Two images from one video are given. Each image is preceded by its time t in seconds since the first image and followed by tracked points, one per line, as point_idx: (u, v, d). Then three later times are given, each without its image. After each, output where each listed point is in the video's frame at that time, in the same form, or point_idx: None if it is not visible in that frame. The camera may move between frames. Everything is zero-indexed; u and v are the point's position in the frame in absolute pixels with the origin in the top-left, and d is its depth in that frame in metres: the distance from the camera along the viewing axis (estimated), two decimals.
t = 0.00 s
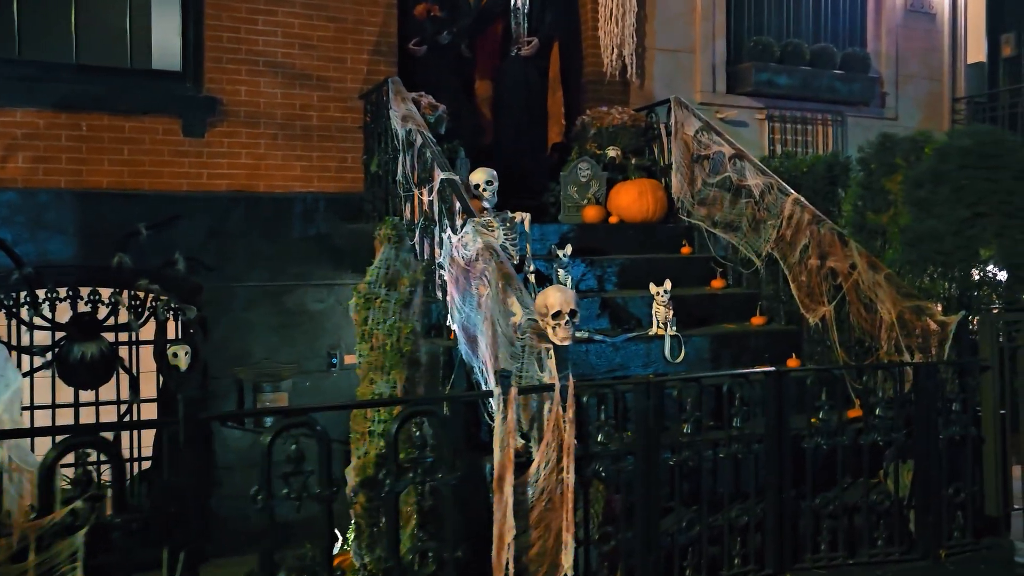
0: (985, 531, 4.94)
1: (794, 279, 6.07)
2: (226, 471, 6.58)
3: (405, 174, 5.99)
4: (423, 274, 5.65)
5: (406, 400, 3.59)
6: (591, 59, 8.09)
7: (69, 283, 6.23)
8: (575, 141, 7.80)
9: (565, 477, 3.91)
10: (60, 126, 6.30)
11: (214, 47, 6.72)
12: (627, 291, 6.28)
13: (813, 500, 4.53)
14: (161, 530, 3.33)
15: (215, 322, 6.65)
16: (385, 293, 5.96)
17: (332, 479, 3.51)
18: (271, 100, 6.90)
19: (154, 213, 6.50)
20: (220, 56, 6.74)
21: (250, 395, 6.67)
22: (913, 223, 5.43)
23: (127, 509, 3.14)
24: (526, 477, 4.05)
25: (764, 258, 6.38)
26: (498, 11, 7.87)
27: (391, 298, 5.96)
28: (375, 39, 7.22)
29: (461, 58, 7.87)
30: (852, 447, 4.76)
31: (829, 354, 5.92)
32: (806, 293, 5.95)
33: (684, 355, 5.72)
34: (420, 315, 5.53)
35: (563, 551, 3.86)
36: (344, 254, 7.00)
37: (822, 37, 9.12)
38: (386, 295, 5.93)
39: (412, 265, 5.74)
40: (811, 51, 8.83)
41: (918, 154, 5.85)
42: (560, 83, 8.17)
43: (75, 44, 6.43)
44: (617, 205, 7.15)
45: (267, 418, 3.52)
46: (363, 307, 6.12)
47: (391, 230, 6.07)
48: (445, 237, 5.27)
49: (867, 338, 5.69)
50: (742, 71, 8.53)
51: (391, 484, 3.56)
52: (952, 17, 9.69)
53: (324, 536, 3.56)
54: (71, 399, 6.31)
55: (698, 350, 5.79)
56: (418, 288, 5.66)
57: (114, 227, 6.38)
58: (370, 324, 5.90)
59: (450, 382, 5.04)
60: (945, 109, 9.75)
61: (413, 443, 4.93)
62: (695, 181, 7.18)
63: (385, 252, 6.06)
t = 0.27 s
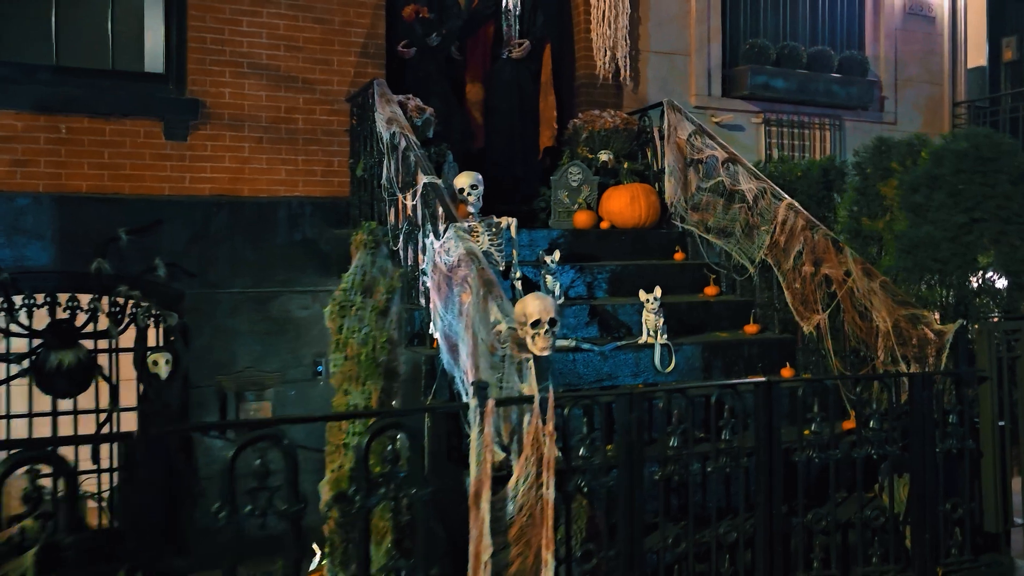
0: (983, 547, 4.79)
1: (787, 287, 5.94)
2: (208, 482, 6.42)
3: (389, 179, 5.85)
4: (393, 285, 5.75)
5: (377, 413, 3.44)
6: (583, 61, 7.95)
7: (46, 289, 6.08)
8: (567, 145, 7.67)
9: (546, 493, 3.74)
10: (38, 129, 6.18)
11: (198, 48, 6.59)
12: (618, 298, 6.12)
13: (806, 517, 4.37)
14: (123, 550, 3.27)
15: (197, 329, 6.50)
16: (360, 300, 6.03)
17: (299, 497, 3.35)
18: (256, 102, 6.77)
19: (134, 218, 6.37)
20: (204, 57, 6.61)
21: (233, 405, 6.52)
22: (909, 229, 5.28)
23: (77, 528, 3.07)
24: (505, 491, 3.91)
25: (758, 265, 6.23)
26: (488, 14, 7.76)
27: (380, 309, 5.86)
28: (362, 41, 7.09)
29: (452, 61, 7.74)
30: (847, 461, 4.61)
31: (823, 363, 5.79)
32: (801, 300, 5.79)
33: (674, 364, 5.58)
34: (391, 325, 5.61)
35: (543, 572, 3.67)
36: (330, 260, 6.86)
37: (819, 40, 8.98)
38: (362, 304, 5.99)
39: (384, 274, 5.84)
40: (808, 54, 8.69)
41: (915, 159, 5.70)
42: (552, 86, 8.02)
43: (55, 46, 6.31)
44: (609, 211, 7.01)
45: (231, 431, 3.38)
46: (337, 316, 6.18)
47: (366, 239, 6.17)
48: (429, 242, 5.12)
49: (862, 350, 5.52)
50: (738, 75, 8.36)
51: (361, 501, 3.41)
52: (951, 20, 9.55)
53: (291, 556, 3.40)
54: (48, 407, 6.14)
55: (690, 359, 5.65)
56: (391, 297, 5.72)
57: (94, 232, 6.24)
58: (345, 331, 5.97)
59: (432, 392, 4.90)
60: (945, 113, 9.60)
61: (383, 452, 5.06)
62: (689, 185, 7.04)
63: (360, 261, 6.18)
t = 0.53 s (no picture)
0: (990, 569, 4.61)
1: (786, 295, 5.76)
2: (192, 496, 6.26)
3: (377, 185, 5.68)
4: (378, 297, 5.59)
5: (350, 430, 3.28)
6: (579, 65, 7.80)
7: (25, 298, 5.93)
8: (562, 150, 7.51)
9: (529, 514, 3.58)
10: (19, 133, 6.03)
11: (183, 51, 6.45)
12: (612, 308, 5.95)
13: (804, 538, 4.20)
14: (111, 561, 3.27)
15: (181, 339, 6.35)
16: (340, 311, 5.83)
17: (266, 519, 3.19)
18: (243, 106, 6.62)
19: (117, 225, 6.22)
20: (189, 60, 6.46)
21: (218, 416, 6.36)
22: (910, 237, 5.11)
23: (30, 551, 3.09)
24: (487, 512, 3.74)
25: (756, 273, 6.06)
26: (482, 16, 7.63)
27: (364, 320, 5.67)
28: (352, 44, 6.95)
29: (444, 65, 7.59)
30: (846, 479, 4.44)
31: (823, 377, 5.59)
32: (801, 310, 5.65)
33: (669, 377, 5.41)
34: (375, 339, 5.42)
35: None
36: (318, 268, 6.70)
37: (820, 44, 8.82)
38: (341, 315, 5.79)
39: (368, 285, 5.67)
40: (808, 58, 8.53)
41: (916, 164, 5.53)
42: (548, 88, 7.85)
43: (37, 48, 6.18)
44: (604, 218, 6.85)
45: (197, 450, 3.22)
46: (316, 327, 5.99)
47: (348, 247, 5.99)
48: (415, 250, 4.96)
49: (865, 361, 5.39)
50: (737, 79, 8.19)
51: (333, 524, 3.25)
52: (954, 24, 9.39)
53: None
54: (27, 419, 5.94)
55: (685, 371, 5.48)
56: (375, 309, 5.54)
57: (75, 239, 6.09)
58: (323, 343, 5.74)
59: (417, 406, 4.74)
60: (949, 118, 9.43)
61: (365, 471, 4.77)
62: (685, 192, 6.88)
63: (341, 270, 5.98)
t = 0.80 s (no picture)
0: None
1: (786, 304, 5.59)
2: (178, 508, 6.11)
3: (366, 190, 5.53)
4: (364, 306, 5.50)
5: (324, 447, 3.14)
6: (576, 68, 7.67)
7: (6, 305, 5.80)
8: (559, 155, 7.38)
9: (515, 533, 3.42)
10: (2, 137, 5.89)
11: (171, 53, 6.32)
12: (608, 316, 5.79)
13: (804, 558, 4.03)
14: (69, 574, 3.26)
15: (167, 347, 6.21)
16: (320, 320, 5.72)
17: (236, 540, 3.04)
18: (232, 109, 6.48)
19: (102, 230, 6.08)
20: (177, 62, 6.33)
21: (205, 426, 6.21)
22: (914, 243, 4.95)
23: None
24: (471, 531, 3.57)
25: (755, 281, 5.91)
26: (478, 18, 7.50)
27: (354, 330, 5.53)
28: (344, 45, 6.81)
29: (439, 67, 7.46)
30: (848, 495, 4.28)
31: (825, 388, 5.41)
32: (801, 320, 5.47)
33: (665, 387, 5.26)
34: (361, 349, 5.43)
35: None
36: (309, 275, 6.56)
37: (822, 47, 8.67)
38: (321, 323, 5.71)
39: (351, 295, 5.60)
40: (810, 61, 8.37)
41: (920, 169, 5.37)
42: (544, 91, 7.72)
43: (21, 50, 6.05)
44: (600, 224, 6.70)
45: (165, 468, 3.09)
46: (295, 336, 5.89)
47: (329, 257, 5.93)
48: (402, 257, 4.81)
49: (869, 372, 5.24)
50: (737, 82, 8.07)
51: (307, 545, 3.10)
52: (959, 27, 9.23)
53: None
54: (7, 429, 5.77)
55: (683, 382, 5.32)
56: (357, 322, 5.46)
57: (58, 245, 5.95)
58: (302, 354, 5.66)
59: (404, 418, 4.59)
60: (954, 123, 9.27)
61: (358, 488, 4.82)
62: (683, 197, 6.72)
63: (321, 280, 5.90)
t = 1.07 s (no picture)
0: None
1: (785, 314, 5.40)
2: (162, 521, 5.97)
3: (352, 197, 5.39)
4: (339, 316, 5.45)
5: (293, 464, 2.99)
6: (572, 73, 7.54)
7: None
8: (554, 161, 7.25)
9: (496, 554, 3.26)
10: None
11: (157, 57, 6.20)
12: (602, 326, 5.64)
13: None
14: None
15: (152, 356, 6.07)
16: (297, 330, 5.63)
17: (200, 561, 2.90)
18: (219, 114, 6.36)
19: (85, 237, 5.95)
20: (163, 66, 6.21)
21: (189, 439, 6.06)
22: (916, 252, 4.81)
23: None
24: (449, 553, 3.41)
25: (753, 290, 5.75)
26: (473, 23, 7.38)
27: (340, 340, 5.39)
28: (335, 50, 6.69)
29: (432, 72, 7.33)
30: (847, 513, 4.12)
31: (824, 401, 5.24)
32: (800, 330, 5.30)
33: (660, 400, 5.10)
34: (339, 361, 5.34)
35: None
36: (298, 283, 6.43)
37: (823, 52, 8.54)
38: (297, 333, 5.60)
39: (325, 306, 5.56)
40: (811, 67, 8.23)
41: (923, 175, 5.21)
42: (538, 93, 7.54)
43: (5, 54, 5.95)
44: (596, 231, 6.56)
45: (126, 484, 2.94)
46: (271, 347, 5.77)
47: (308, 267, 5.82)
48: (387, 265, 4.65)
49: (871, 384, 5.07)
50: (737, 87, 7.91)
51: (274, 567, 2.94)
52: (963, 33, 9.08)
53: None
54: None
55: (678, 395, 5.16)
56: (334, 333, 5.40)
57: (40, 252, 5.82)
58: (278, 364, 5.60)
59: (387, 432, 4.41)
60: (958, 129, 9.12)
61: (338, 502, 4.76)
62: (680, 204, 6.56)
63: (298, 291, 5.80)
